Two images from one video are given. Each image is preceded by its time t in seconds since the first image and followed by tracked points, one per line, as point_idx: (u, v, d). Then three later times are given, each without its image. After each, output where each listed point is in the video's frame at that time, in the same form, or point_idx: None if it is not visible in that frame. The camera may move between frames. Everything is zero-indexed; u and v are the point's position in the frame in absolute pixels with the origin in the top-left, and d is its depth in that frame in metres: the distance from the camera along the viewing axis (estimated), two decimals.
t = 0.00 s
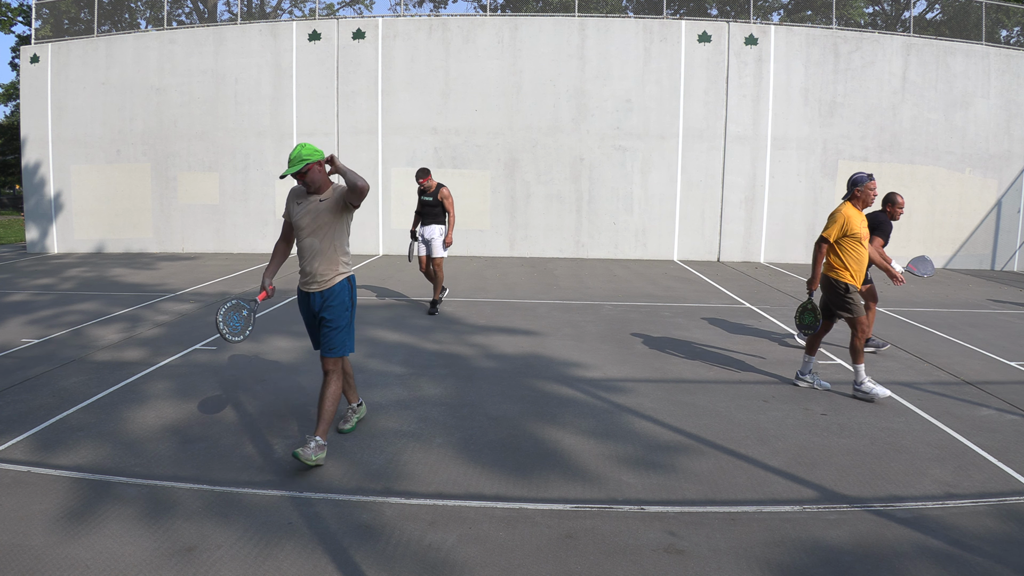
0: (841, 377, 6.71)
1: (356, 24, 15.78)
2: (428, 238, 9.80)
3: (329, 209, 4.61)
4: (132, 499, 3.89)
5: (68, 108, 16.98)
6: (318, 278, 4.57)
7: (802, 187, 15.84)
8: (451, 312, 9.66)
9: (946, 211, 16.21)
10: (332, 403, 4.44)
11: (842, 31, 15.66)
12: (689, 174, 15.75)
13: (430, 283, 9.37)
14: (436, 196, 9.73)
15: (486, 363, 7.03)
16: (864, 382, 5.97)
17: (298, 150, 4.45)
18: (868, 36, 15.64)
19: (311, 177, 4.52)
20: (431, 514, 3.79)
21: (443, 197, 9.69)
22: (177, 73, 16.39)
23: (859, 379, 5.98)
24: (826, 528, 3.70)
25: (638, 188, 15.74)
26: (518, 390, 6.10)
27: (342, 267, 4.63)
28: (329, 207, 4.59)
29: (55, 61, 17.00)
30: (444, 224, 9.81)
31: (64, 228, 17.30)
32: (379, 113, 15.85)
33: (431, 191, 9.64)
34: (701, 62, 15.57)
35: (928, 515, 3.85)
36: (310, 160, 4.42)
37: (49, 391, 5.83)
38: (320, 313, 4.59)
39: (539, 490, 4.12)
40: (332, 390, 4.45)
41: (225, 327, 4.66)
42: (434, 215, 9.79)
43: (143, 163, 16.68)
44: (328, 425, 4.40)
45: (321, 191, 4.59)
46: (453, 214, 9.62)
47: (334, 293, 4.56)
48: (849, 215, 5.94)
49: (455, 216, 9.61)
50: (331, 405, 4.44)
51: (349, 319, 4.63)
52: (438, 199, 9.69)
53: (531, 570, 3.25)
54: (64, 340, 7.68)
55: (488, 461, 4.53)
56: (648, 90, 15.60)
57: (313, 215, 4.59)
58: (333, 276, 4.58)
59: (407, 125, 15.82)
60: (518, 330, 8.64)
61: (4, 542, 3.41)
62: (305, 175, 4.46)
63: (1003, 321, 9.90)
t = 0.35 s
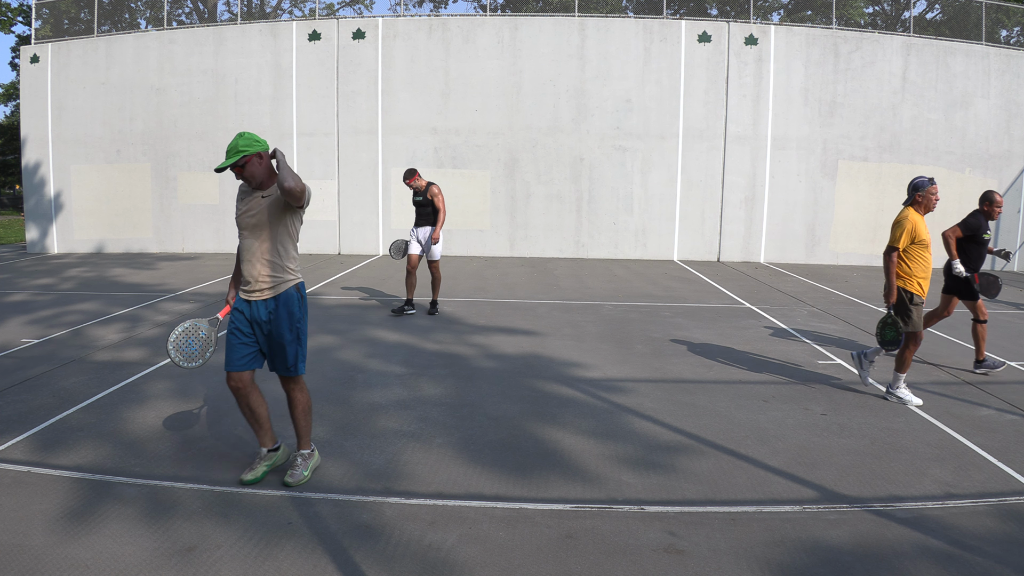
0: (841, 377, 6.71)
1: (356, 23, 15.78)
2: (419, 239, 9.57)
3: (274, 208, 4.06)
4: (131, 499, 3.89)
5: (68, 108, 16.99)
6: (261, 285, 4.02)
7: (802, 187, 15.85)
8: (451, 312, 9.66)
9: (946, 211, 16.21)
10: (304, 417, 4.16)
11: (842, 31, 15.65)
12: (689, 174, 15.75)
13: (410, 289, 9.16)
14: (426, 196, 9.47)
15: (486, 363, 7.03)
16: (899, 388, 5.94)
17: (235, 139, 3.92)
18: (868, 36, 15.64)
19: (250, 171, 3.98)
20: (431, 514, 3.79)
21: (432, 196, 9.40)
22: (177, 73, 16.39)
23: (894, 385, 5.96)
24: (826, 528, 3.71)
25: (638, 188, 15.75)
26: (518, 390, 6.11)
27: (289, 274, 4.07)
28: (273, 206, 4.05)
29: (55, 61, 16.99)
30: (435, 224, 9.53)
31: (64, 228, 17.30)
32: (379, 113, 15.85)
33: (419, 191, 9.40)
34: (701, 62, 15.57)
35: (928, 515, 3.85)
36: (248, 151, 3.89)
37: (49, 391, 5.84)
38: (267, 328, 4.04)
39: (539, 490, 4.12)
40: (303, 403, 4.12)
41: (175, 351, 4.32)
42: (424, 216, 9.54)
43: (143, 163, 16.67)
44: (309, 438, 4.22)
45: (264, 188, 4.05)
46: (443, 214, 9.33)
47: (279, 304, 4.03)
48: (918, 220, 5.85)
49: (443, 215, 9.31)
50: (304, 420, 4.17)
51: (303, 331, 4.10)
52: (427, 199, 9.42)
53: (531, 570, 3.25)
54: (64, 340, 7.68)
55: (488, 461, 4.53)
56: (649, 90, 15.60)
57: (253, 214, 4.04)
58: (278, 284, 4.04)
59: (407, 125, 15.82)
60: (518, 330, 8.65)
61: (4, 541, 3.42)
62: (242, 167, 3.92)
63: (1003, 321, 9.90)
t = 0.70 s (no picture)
0: (841, 377, 6.71)
1: (356, 24, 15.78)
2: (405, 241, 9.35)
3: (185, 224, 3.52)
4: (132, 499, 3.89)
5: (68, 108, 16.98)
6: (171, 314, 3.45)
7: (802, 187, 15.84)
8: (451, 312, 9.65)
9: (946, 210, 16.21)
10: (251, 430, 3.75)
11: (842, 31, 15.66)
12: (689, 173, 15.76)
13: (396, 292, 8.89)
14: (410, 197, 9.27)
15: (486, 363, 7.02)
16: (986, 397, 5.66)
17: (138, 143, 3.40)
18: (868, 36, 15.64)
19: (154, 181, 3.43)
20: (431, 514, 3.79)
21: (416, 195, 9.22)
22: (177, 73, 16.39)
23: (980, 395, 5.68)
24: (826, 528, 3.71)
25: (638, 188, 15.75)
26: (518, 390, 6.11)
27: (204, 302, 3.52)
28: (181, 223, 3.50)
29: (55, 61, 16.99)
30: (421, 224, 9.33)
31: (64, 228, 17.30)
32: (379, 113, 15.85)
33: (402, 191, 9.21)
34: (701, 62, 15.57)
35: (928, 515, 3.85)
36: (153, 155, 3.38)
37: (50, 391, 5.83)
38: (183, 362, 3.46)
39: (540, 490, 4.12)
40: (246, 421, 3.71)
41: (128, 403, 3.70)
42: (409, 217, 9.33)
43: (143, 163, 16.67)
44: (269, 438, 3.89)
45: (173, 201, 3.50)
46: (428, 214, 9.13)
47: (197, 336, 3.47)
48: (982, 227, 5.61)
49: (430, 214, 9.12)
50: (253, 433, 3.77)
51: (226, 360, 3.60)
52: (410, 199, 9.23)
53: (531, 570, 3.25)
54: (64, 340, 7.68)
55: (489, 461, 4.53)
56: (649, 90, 15.60)
57: (161, 230, 3.48)
58: (192, 310, 3.48)
59: (407, 125, 15.82)
60: (518, 330, 8.64)
61: (4, 541, 3.41)
62: (144, 174, 3.38)
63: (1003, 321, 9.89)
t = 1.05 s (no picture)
0: (841, 377, 6.71)
1: (356, 24, 15.78)
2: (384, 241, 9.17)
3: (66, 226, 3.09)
4: (131, 500, 3.89)
5: (68, 108, 16.98)
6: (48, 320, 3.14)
7: (802, 186, 15.84)
8: (451, 312, 9.65)
9: (946, 210, 16.21)
10: (73, 512, 3.02)
11: (842, 31, 15.66)
12: (689, 173, 15.75)
13: (390, 292, 8.67)
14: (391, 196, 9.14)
15: (486, 363, 7.02)
16: (987, 398, 5.65)
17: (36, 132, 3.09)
18: (868, 36, 15.63)
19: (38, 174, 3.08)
20: (431, 514, 3.79)
21: (396, 195, 9.08)
22: (177, 73, 16.39)
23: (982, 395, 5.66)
24: (826, 528, 3.71)
25: (638, 188, 15.74)
26: (518, 390, 6.11)
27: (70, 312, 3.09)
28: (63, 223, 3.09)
29: (55, 61, 17.00)
30: (402, 224, 9.14)
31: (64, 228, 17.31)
32: (379, 113, 15.85)
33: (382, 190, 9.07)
34: (701, 62, 15.57)
35: (928, 515, 3.85)
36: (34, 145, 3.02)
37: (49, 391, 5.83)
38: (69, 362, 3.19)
39: (539, 491, 4.12)
40: (72, 498, 3.02)
41: None
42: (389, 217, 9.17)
43: (143, 162, 16.67)
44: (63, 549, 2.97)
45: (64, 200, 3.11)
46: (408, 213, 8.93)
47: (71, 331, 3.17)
48: None
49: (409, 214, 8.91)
50: (71, 518, 3.01)
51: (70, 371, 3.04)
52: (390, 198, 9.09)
53: (531, 570, 3.25)
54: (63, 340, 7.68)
55: (489, 462, 4.53)
56: (649, 90, 15.60)
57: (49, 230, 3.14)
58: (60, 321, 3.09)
59: (407, 125, 15.82)
60: (518, 330, 8.64)
61: (3, 541, 3.41)
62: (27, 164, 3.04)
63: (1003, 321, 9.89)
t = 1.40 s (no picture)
0: (841, 377, 6.71)
1: (356, 23, 15.78)
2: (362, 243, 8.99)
3: None
4: (131, 500, 3.89)
5: (68, 108, 16.98)
6: None
7: (802, 186, 15.84)
8: (451, 312, 9.65)
9: (947, 210, 16.22)
10: (18, 514, 2.93)
11: (842, 31, 15.66)
12: (689, 173, 15.75)
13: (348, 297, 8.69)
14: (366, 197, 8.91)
15: (486, 363, 7.02)
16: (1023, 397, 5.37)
17: None
18: (868, 36, 15.63)
19: None
20: (431, 514, 3.79)
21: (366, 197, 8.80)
22: (177, 73, 16.39)
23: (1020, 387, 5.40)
24: (826, 528, 3.71)
25: (638, 187, 15.74)
26: (518, 390, 6.11)
27: None
28: None
29: (55, 61, 17.00)
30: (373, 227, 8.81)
31: (64, 228, 17.31)
32: (379, 113, 15.85)
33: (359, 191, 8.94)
34: (701, 62, 15.57)
35: (928, 515, 3.85)
36: None
37: (49, 391, 5.83)
38: None
39: (539, 490, 4.12)
40: (8, 503, 2.90)
41: None
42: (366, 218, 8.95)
43: (143, 163, 16.67)
44: (34, 549, 2.93)
45: None
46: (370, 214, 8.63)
47: None
48: None
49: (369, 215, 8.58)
50: (22, 519, 2.94)
51: None
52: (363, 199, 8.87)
53: (531, 570, 3.25)
54: (64, 340, 7.68)
55: (488, 462, 4.53)
56: (649, 90, 15.60)
57: None
58: None
59: (407, 125, 15.82)
60: (518, 330, 8.64)
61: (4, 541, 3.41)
62: None
63: (1003, 321, 9.90)
